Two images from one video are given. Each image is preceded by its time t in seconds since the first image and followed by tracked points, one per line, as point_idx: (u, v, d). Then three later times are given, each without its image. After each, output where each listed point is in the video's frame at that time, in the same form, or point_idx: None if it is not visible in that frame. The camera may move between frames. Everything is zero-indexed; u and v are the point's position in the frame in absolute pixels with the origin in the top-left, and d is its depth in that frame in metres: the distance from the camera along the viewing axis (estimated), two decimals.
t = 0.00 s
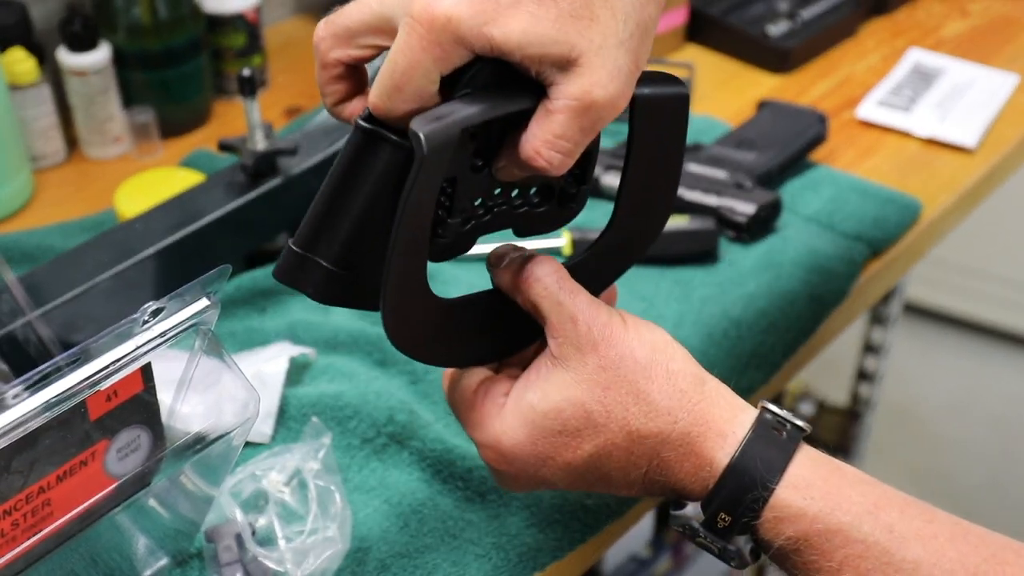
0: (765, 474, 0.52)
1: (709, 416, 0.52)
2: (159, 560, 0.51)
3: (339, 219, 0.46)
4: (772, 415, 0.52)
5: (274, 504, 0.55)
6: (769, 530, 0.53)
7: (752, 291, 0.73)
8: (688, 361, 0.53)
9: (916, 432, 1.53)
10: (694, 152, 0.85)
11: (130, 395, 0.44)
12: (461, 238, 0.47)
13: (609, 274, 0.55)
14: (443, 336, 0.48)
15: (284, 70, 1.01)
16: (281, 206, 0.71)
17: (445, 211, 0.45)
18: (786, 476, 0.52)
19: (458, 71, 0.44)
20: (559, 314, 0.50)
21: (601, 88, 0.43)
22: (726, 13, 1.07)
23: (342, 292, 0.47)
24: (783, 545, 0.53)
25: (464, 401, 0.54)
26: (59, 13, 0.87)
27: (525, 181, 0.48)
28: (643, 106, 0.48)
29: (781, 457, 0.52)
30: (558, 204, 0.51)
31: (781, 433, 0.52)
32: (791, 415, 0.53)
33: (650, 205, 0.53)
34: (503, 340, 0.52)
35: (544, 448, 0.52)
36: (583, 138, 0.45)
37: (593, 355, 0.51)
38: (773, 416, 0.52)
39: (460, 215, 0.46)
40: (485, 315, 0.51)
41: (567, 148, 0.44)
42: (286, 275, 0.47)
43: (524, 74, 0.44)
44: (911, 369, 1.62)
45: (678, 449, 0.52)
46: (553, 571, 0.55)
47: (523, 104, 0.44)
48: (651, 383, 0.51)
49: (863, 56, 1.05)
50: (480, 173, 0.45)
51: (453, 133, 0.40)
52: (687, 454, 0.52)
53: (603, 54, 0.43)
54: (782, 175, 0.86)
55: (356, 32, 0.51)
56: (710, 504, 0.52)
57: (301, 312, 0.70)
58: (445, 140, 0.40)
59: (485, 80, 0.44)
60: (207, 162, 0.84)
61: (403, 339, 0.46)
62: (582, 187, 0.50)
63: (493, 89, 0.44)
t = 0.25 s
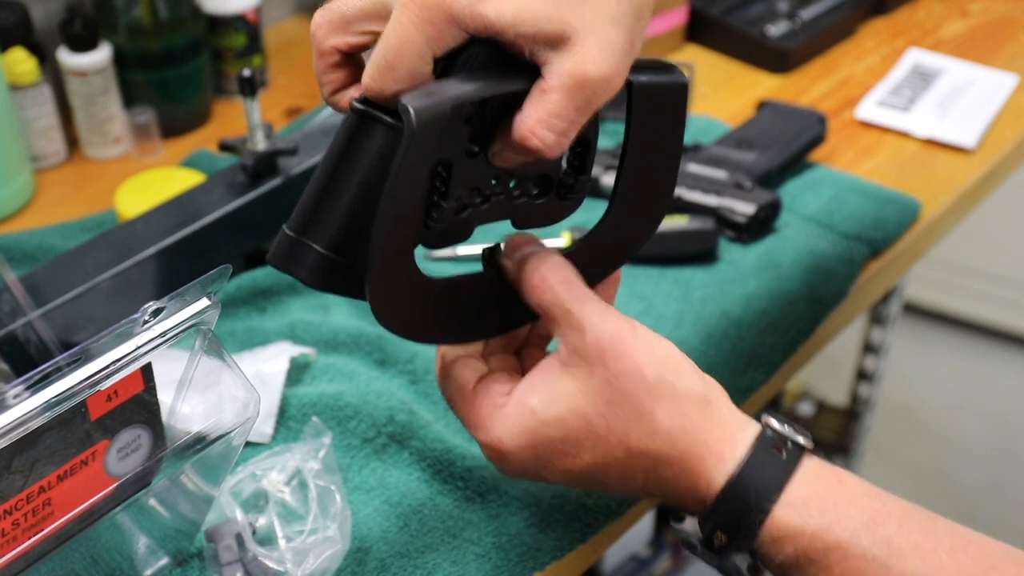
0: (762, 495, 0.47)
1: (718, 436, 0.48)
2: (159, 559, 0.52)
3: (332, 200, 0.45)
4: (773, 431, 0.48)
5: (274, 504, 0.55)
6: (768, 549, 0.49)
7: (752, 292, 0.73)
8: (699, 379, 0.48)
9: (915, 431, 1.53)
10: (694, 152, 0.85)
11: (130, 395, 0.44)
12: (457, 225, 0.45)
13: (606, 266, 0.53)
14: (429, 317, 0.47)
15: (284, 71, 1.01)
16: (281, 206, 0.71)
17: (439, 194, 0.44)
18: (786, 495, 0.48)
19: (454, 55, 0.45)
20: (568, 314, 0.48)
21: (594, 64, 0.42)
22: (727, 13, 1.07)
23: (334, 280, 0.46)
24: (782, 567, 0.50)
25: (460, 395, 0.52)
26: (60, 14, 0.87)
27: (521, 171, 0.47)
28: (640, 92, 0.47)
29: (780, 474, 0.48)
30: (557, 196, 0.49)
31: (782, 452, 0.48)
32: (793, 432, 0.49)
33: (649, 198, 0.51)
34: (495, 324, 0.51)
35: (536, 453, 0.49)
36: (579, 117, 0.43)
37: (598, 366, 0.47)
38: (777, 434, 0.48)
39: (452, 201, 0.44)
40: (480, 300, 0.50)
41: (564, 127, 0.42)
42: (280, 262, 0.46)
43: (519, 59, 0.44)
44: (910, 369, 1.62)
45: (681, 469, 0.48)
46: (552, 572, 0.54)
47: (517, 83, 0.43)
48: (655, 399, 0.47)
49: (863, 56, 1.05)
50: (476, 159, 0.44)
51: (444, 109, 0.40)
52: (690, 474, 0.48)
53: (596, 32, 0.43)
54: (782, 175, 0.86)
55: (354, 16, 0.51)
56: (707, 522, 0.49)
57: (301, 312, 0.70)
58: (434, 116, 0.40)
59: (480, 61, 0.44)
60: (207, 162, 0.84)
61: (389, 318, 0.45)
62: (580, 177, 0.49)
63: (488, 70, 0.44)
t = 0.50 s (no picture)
0: (762, 539, 0.49)
1: (722, 474, 0.50)
2: (159, 559, 0.52)
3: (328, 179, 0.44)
4: (778, 466, 0.50)
5: (274, 504, 0.55)
6: None
7: (751, 292, 0.73)
8: (709, 421, 0.50)
9: (914, 431, 1.53)
10: (694, 152, 0.85)
11: (130, 395, 0.44)
12: (457, 201, 0.46)
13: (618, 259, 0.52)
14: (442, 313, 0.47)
15: (284, 71, 1.01)
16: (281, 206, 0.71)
17: (433, 160, 0.45)
18: (790, 533, 0.50)
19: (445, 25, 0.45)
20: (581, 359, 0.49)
21: (570, 13, 0.41)
22: (727, 13, 1.07)
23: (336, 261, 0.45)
24: None
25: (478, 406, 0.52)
26: (60, 14, 0.87)
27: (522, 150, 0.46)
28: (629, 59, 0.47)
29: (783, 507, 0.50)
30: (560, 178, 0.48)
31: (785, 490, 0.50)
32: (800, 468, 0.51)
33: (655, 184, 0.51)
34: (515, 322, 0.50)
35: (548, 476, 0.50)
36: (564, 70, 0.41)
37: (612, 406, 0.48)
38: (781, 470, 0.50)
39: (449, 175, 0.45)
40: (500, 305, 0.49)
41: (549, 80, 0.41)
42: (282, 244, 0.46)
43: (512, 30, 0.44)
44: (910, 369, 1.62)
45: (686, 505, 0.50)
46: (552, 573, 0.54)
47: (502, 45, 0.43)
48: (668, 441, 0.49)
49: (863, 56, 1.05)
50: (473, 133, 0.45)
51: (421, 60, 0.41)
52: (694, 511, 0.50)
53: None
54: (781, 175, 0.86)
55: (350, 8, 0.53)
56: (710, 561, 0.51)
57: (301, 312, 0.70)
58: (411, 64, 0.41)
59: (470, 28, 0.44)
60: (207, 162, 0.84)
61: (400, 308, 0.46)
62: (583, 154, 0.48)
63: (482, 37, 0.44)
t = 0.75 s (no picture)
0: (760, 535, 0.49)
1: (719, 469, 0.50)
2: (159, 559, 0.52)
3: (321, 175, 0.44)
4: (774, 463, 0.50)
5: (274, 504, 0.55)
6: None
7: (752, 292, 0.73)
8: (704, 416, 0.50)
9: (914, 431, 1.53)
10: (694, 152, 0.85)
11: (130, 395, 0.44)
12: (449, 198, 0.46)
13: (615, 258, 0.51)
14: (438, 313, 0.47)
15: (284, 70, 1.01)
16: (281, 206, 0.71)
17: (426, 156, 0.44)
18: (787, 531, 0.49)
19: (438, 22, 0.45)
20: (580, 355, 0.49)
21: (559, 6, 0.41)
22: (727, 13, 1.07)
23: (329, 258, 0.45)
24: None
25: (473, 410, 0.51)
26: (60, 13, 0.87)
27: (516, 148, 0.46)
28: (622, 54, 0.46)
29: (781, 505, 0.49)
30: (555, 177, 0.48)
31: (781, 487, 0.50)
32: (796, 466, 0.50)
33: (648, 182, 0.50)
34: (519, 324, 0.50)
35: (542, 475, 0.50)
36: (554, 64, 0.41)
37: (608, 399, 0.49)
38: (777, 467, 0.50)
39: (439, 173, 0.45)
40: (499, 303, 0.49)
41: (539, 74, 0.41)
42: (276, 243, 0.45)
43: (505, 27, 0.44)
44: (910, 369, 1.62)
45: (682, 501, 0.50)
46: (552, 573, 0.54)
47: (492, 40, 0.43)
48: (664, 435, 0.49)
49: (863, 56, 1.05)
50: (464, 130, 0.44)
51: (410, 53, 0.41)
52: (690, 507, 0.50)
53: None
54: (782, 175, 0.86)
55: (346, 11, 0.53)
56: (707, 559, 0.50)
57: (301, 312, 0.70)
58: (398, 56, 0.41)
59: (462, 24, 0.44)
60: (207, 162, 0.84)
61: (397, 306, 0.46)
62: (577, 151, 0.47)
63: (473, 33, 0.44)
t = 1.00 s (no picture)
0: (745, 506, 0.48)
1: (702, 443, 0.49)
2: (159, 559, 0.52)
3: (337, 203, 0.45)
4: (760, 440, 0.49)
5: (274, 504, 0.55)
6: (757, 557, 0.49)
7: (751, 293, 0.73)
8: (688, 389, 0.49)
9: (914, 431, 1.54)
10: (694, 152, 0.85)
11: (130, 395, 0.44)
12: (463, 218, 0.46)
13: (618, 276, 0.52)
14: (449, 327, 0.48)
15: (284, 70, 1.01)
16: (281, 206, 0.71)
17: (441, 177, 0.45)
18: (772, 504, 0.48)
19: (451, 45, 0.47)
20: (563, 322, 0.48)
21: (568, 22, 0.42)
22: (727, 13, 1.07)
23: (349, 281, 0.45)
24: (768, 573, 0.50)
25: (458, 400, 0.53)
26: (60, 14, 0.88)
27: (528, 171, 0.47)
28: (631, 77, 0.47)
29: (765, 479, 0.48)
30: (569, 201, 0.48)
31: (767, 462, 0.49)
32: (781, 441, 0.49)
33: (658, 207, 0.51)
34: (521, 325, 0.51)
35: (526, 452, 0.50)
36: (567, 82, 0.42)
37: (591, 368, 0.48)
38: (762, 442, 0.49)
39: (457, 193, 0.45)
40: (499, 300, 0.49)
41: (553, 91, 0.42)
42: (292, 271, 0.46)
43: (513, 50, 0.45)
44: (910, 369, 1.62)
45: (667, 477, 0.49)
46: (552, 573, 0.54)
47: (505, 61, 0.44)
48: (648, 409, 0.48)
49: (863, 56, 1.05)
50: (478, 151, 0.45)
51: (427, 75, 0.41)
52: (675, 483, 0.49)
53: None
54: (782, 175, 0.86)
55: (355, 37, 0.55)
56: (693, 534, 0.50)
57: (302, 312, 0.70)
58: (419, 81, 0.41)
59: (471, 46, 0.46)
60: (207, 162, 0.84)
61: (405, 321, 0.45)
62: (589, 171, 0.48)
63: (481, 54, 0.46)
